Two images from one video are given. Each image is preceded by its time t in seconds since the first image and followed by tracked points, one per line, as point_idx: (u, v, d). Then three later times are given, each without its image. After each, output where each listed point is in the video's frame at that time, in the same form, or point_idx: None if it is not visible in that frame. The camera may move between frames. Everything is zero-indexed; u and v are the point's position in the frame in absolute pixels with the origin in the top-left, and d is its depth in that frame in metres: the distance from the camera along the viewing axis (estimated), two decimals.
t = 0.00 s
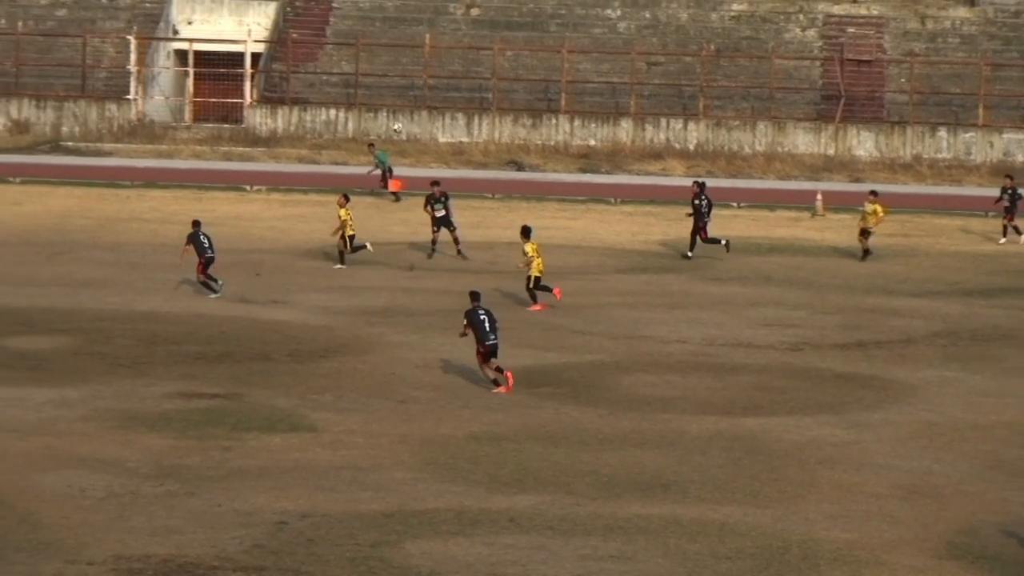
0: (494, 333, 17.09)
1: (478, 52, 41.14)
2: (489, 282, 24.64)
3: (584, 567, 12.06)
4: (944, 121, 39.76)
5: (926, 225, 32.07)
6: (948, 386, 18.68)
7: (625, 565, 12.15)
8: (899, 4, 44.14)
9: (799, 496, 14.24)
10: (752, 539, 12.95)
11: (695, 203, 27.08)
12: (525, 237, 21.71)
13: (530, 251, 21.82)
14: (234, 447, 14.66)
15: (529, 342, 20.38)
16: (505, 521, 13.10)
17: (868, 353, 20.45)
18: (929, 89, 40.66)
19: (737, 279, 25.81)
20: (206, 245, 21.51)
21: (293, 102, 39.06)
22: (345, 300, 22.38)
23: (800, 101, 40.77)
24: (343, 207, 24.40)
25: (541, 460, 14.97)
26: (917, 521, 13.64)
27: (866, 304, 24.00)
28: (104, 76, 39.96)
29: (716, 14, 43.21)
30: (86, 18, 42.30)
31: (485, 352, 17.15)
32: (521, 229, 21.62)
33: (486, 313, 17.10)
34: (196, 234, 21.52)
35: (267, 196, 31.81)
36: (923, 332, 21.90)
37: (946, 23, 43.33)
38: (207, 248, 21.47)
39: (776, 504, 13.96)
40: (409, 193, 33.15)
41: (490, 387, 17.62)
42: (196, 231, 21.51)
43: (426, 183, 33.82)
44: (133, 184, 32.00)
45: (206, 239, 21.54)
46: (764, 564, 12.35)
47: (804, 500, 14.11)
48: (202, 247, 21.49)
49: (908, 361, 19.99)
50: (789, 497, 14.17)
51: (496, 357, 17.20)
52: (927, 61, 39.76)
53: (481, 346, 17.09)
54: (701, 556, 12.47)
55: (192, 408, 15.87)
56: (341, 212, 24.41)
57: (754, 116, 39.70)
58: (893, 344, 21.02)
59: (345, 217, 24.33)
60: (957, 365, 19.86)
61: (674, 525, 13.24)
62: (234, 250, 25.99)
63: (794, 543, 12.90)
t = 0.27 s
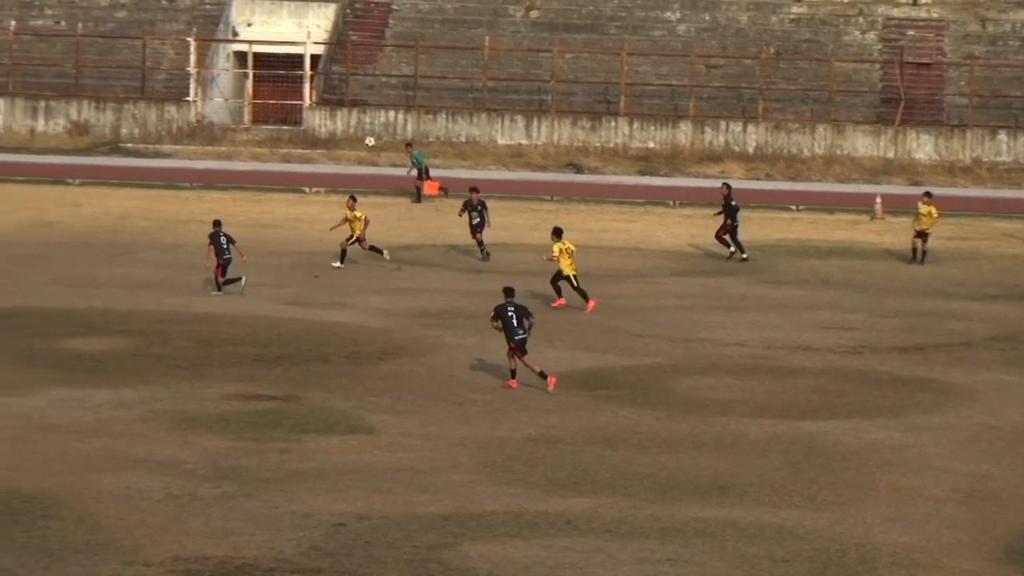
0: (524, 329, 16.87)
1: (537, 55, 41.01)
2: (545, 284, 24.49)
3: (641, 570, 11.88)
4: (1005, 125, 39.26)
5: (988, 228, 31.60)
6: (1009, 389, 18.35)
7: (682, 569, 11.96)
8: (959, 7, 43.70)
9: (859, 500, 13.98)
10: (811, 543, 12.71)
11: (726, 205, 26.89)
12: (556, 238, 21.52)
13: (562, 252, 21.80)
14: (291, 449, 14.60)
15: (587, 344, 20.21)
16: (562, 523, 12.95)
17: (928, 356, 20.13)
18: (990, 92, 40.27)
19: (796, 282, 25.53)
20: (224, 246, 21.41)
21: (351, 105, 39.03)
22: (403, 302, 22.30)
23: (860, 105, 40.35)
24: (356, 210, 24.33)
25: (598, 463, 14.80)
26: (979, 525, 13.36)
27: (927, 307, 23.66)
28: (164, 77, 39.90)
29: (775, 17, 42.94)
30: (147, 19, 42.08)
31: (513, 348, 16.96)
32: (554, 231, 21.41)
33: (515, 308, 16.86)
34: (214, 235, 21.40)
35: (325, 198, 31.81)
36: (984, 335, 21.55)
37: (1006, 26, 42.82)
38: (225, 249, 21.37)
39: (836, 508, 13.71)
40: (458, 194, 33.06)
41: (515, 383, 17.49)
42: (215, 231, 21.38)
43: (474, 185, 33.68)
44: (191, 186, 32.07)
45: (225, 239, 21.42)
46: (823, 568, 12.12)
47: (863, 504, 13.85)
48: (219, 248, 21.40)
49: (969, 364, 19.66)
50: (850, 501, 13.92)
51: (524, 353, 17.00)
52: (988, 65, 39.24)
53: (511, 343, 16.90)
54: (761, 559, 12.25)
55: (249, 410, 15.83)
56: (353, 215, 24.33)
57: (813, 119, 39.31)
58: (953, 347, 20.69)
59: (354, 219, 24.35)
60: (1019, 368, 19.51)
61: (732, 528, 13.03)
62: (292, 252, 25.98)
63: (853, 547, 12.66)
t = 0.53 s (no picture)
0: (537, 335, 16.84)
1: (573, 57, 40.93)
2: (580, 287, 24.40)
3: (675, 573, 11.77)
4: None
5: None
6: None
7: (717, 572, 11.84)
8: (995, 11, 43.39)
9: (894, 503, 13.83)
10: (847, 546, 12.57)
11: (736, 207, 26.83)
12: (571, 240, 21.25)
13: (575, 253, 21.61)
14: (327, 452, 14.56)
15: (622, 347, 20.11)
16: (597, 526, 12.87)
17: (964, 359, 19.93)
18: None
19: (831, 285, 25.35)
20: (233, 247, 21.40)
21: (386, 108, 38.97)
22: (438, 305, 22.26)
23: (895, 107, 40.20)
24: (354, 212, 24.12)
25: (633, 466, 14.70)
26: (1016, 530, 13.19)
27: (963, 310, 23.44)
28: (199, 79, 39.91)
29: (811, 20, 42.76)
30: (183, 22, 42.00)
31: (524, 352, 16.94)
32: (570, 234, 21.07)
33: (531, 313, 16.81)
34: (222, 237, 21.30)
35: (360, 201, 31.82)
36: (1021, 338, 21.32)
37: None
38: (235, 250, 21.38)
39: (872, 512, 13.56)
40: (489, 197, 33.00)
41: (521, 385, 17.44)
42: (223, 233, 21.28)
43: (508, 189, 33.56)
44: (226, 188, 32.13)
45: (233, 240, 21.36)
46: (858, 572, 11.98)
47: (898, 507, 13.70)
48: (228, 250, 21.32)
49: (1005, 368, 19.46)
50: (888, 504, 13.77)
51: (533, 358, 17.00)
52: None
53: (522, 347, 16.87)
54: (798, 563, 12.12)
55: (285, 412, 15.80)
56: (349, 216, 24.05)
57: (848, 122, 39.07)
58: (988, 350, 20.48)
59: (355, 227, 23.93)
60: None
61: (768, 532, 12.90)
62: (328, 255, 25.98)
63: (888, 550, 12.52)
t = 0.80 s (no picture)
0: (549, 334, 16.98)
1: (607, 61, 40.84)
2: (613, 291, 24.33)
3: None
4: None
5: None
6: None
7: None
8: None
9: (927, 507, 13.71)
10: (880, 550, 12.46)
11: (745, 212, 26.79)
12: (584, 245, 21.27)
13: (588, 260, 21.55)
14: (360, 455, 14.54)
15: (654, 350, 20.02)
16: (630, 530, 12.80)
17: (998, 363, 19.74)
18: None
19: (864, 289, 25.18)
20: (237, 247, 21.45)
21: (420, 111, 38.92)
22: (471, 308, 22.23)
23: (929, 111, 39.89)
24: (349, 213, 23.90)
25: (666, 469, 14.62)
26: None
27: (997, 314, 23.24)
28: (233, 83, 39.92)
29: (845, 24, 42.51)
30: (217, 25, 41.99)
31: (535, 351, 17.02)
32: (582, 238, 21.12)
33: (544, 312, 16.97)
34: (227, 239, 21.33)
35: (394, 204, 31.84)
36: None
37: None
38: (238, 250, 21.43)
39: (905, 515, 13.44)
40: (521, 200, 32.95)
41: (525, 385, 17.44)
42: (227, 234, 21.32)
43: (542, 193, 33.48)
44: (260, 191, 32.19)
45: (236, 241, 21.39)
46: None
47: (932, 511, 13.58)
48: (231, 251, 21.34)
49: None
50: (925, 508, 13.64)
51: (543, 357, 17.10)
52: None
53: (535, 346, 16.97)
54: (833, 567, 12.02)
55: (318, 415, 15.79)
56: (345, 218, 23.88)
57: (882, 126, 38.84)
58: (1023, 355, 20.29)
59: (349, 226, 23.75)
60: None
61: (800, 535, 12.80)
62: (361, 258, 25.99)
63: (921, 554, 12.40)
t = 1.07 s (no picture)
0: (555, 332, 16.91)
1: (638, 64, 40.75)
2: (644, 294, 24.24)
3: None
4: None
5: None
6: None
7: None
8: None
9: (959, 510, 13.58)
10: (911, 554, 12.35)
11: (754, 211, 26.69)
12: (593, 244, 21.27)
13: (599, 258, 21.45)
14: (391, 458, 14.51)
15: (686, 353, 19.92)
16: (660, 533, 12.72)
17: None
18: None
19: (896, 293, 25.00)
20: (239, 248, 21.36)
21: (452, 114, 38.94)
22: (502, 311, 22.18)
23: (961, 115, 39.55)
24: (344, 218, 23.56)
25: (697, 472, 14.53)
26: None
27: None
28: (264, 85, 39.96)
29: (877, 27, 42.30)
30: (248, 27, 42.05)
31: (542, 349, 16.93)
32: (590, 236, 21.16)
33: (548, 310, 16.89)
34: (229, 238, 21.29)
35: (425, 207, 31.84)
36: None
37: None
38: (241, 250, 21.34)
39: (937, 519, 13.32)
40: (552, 204, 32.88)
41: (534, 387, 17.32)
42: (231, 233, 21.29)
43: (574, 197, 33.42)
44: (291, 194, 32.24)
45: (239, 242, 21.34)
46: None
47: (964, 514, 13.45)
48: (234, 251, 21.29)
49: None
50: (959, 512, 13.52)
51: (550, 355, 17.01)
52: None
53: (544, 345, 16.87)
54: (866, 572, 11.91)
55: (349, 418, 15.77)
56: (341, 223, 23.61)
57: (913, 129, 38.61)
58: None
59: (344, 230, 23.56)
60: None
61: (831, 539, 12.70)
62: (391, 261, 25.98)
63: (953, 558, 12.28)
